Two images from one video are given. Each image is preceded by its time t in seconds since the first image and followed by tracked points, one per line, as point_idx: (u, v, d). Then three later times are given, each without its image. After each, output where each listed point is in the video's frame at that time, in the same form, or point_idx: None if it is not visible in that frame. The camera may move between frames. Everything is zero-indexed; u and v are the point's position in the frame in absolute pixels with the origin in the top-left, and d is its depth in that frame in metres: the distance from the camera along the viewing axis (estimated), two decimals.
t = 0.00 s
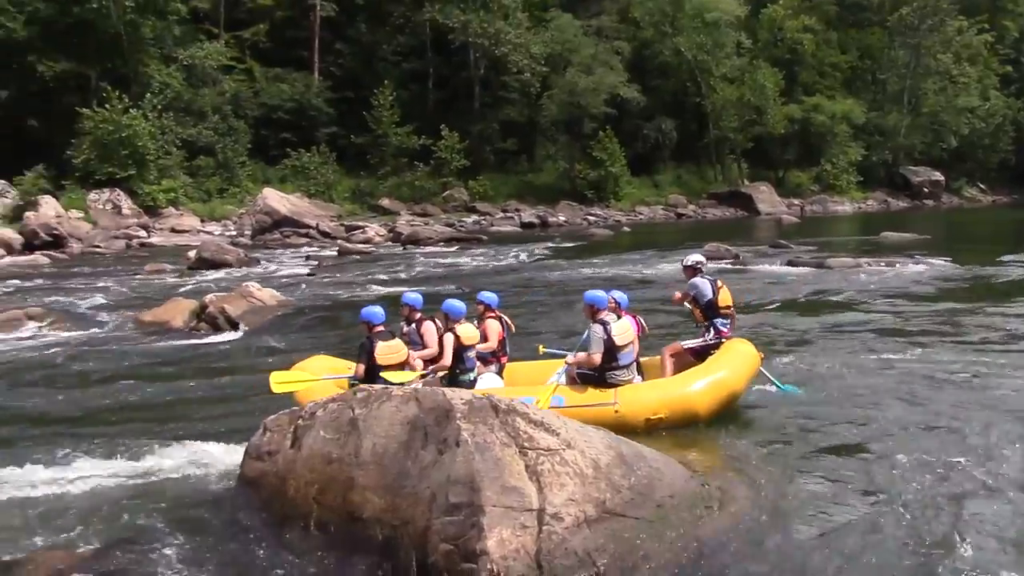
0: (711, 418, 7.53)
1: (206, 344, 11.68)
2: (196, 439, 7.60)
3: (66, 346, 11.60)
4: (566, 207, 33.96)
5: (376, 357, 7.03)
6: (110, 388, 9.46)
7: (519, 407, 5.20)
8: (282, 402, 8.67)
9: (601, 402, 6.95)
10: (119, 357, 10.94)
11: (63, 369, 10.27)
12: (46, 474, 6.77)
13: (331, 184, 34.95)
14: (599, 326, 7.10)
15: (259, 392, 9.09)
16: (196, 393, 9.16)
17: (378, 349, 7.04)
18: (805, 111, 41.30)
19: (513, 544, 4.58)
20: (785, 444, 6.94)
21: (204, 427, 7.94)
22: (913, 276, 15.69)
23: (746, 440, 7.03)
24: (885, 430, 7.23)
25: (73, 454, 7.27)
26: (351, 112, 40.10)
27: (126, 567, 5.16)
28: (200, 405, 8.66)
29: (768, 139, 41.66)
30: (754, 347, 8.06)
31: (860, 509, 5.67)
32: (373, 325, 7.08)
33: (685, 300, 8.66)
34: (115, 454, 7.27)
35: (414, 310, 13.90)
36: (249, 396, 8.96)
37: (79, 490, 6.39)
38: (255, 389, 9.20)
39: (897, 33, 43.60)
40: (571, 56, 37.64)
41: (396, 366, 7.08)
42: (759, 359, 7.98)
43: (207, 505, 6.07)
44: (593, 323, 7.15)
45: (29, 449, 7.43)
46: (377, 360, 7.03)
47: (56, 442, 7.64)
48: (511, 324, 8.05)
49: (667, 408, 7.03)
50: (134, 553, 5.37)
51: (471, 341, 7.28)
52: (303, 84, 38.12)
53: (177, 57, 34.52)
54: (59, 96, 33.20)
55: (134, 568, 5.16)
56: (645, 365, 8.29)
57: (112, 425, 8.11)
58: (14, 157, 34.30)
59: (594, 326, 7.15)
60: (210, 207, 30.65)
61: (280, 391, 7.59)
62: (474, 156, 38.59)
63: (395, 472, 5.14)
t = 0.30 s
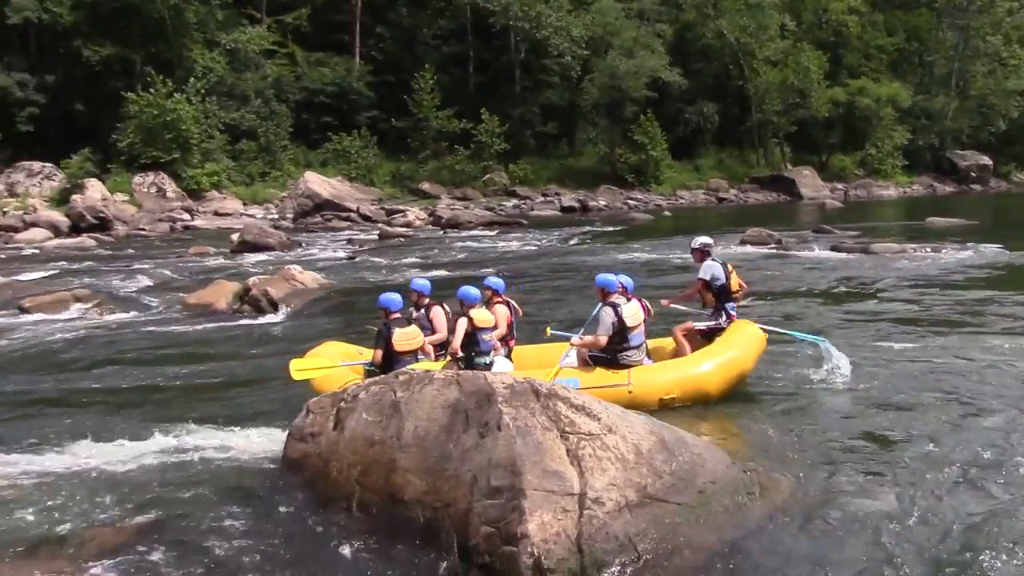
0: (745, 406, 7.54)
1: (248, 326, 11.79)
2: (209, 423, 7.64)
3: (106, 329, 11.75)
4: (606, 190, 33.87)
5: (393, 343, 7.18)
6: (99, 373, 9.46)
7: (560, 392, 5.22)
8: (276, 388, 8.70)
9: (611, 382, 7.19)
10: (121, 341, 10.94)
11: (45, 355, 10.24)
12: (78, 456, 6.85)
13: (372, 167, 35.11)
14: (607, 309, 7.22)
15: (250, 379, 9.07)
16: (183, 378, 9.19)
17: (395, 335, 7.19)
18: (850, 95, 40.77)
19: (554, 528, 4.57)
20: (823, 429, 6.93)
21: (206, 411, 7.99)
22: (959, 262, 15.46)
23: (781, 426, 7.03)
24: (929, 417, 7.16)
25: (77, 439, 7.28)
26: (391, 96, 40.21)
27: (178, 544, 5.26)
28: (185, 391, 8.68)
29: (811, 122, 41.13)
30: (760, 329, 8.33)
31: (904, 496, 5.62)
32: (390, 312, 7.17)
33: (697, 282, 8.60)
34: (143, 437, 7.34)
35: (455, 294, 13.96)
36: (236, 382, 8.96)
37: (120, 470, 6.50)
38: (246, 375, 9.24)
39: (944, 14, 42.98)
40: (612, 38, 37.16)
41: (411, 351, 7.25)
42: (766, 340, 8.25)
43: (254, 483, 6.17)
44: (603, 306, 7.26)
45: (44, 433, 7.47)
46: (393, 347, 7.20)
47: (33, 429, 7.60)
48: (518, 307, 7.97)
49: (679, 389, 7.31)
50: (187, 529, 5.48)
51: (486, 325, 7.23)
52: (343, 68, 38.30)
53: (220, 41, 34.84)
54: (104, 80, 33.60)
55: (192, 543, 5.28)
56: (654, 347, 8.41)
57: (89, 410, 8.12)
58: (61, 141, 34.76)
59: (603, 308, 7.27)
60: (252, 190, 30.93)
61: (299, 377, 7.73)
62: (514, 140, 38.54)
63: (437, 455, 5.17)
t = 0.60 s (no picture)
0: (778, 390, 7.53)
1: (286, 307, 11.88)
2: (196, 407, 7.67)
3: (139, 310, 11.85)
4: (642, 174, 33.76)
5: (402, 330, 7.11)
6: (80, 359, 9.42)
7: (597, 376, 5.22)
8: (250, 373, 8.76)
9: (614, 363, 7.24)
10: (105, 324, 10.94)
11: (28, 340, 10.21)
12: (97, 437, 6.88)
13: (408, 150, 35.19)
14: (613, 290, 7.46)
15: (223, 363, 9.14)
16: (154, 362, 9.21)
17: (403, 322, 7.11)
18: (891, 78, 40.10)
19: (590, 512, 4.57)
20: (856, 413, 6.91)
21: (185, 396, 8.01)
22: (1001, 248, 15.23)
23: (814, 411, 7.00)
24: (968, 403, 7.08)
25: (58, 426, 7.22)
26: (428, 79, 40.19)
27: (226, 521, 5.34)
28: (155, 375, 8.72)
29: (852, 105, 40.59)
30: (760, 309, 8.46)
31: (942, 483, 5.56)
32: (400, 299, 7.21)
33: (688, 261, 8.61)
34: (161, 417, 7.39)
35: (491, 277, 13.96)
36: (208, 367, 9.01)
37: (153, 448, 6.58)
38: (220, 358, 9.31)
39: None
40: (649, 21, 37.27)
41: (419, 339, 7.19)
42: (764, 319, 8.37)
43: (292, 462, 6.25)
44: (609, 287, 7.50)
45: (70, 413, 7.54)
46: (402, 334, 7.13)
47: (45, 412, 7.64)
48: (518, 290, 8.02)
49: (683, 368, 7.38)
50: (233, 505, 5.57)
51: (493, 309, 7.26)
52: (380, 51, 38.34)
53: (259, 24, 35.08)
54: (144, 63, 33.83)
55: (242, 520, 5.37)
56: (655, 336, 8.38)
57: (60, 395, 8.11)
58: (101, 123, 35.11)
59: (609, 289, 7.51)
60: (289, 173, 31.11)
61: (311, 367, 7.69)
62: (550, 123, 38.43)
63: (474, 437, 5.18)
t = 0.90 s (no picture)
0: (817, 385, 7.50)
1: (327, 299, 11.97)
2: (182, 401, 7.65)
3: (176, 301, 11.96)
4: (683, 167, 33.60)
5: (406, 323, 7.26)
6: (62, 355, 9.36)
7: (638, 370, 5.20)
8: (226, 367, 8.70)
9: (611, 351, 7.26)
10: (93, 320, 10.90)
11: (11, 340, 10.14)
12: (127, 428, 6.94)
13: (448, 143, 35.27)
14: (616, 283, 7.58)
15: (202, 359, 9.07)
16: (135, 358, 9.14)
17: (407, 315, 7.27)
18: (938, 70, 39.46)
19: (631, 506, 4.56)
20: (896, 407, 6.86)
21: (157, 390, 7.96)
22: None
23: (853, 404, 6.96)
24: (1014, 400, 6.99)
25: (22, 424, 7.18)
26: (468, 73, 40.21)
27: (273, 511, 5.40)
28: (130, 372, 8.63)
29: (896, 98, 40.05)
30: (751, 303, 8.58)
31: (989, 481, 5.48)
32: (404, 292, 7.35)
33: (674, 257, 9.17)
34: (189, 409, 7.44)
35: (531, 270, 13.99)
36: (183, 362, 8.94)
37: (186, 440, 6.63)
38: (201, 353, 9.26)
39: None
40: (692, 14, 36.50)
41: (422, 332, 7.33)
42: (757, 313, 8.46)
43: (334, 452, 6.31)
44: (613, 281, 7.63)
45: (111, 404, 7.65)
46: (405, 327, 7.28)
47: (68, 404, 7.67)
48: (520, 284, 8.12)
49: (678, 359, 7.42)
50: (278, 494, 5.64)
51: (496, 304, 7.37)
52: (421, 45, 38.43)
53: (300, 18, 35.32)
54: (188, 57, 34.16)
55: (296, 501, 5.53)
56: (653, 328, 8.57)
57: (29, 394, 8.02)
58: (146, 117, 35.50)
59: (611, 282, 7.64)
60: (330, 165, 31.33)
61: (315, 357, 7.82)
62: (590, 116, 38.34)
63: (515, 430, 5.19)
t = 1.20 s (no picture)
0: (872, 391, 7.40)
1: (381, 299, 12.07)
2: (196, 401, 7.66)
3: (226, 300, 12.11)
4: (738, 169, 33.34)
5: (418, 320, 7.36)
6: (65, 355, 9.39)
7: (693, 373, 5.16)
8: (230, 368, 8.69)
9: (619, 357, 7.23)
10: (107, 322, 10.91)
11: (15, 340, 10.16)
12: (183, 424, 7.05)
13: (501, 144, 35.34)
14: (629, 291, 7.52)
15: (204, 359, 9.04)
16: (135, 359, 9.11)
17: (418, 312, 7.36)
18: (1002, 70, 38.63)
19: (685, 510, 4.54)
20: (952, 414, 6.75)
21: (157, 392, 7.96)
22: None
23: (909, 411, 6.87)
24: None
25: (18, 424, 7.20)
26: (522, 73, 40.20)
27: (328, 509, 5.45)
28: (126, 373, 8.60)
29: (958, 99, 39.29)
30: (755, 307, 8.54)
31: None
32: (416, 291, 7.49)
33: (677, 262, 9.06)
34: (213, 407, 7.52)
35: (583, 271, 13.95)
36: (182, 364, 8.90)
37: (237, 438, 6.72)
38: (204, 354, 9.24)
39: None
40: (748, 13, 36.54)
41: (436, 328, 7.41)
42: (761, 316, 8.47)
43: (385, 452, 6.36)
44: (626, 286, 7.57)
45: (167, 399, 7.77)
46: (420, 324, 7.37)
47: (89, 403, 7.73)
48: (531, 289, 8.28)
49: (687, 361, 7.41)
50: (329, 492, 5.69)
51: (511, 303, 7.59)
52: (475, 45, 38.53)
53: (356, 19, 35.61)
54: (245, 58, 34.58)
55: (346, 497, 5.61)
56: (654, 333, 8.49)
57: (35, 392, 8.05)
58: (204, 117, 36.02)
59: (624, 289, 7.58)
60: (384, 165, 31.56)
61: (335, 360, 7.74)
62: (644, 117, 38.15)
63: (568, 431, 5.18)
